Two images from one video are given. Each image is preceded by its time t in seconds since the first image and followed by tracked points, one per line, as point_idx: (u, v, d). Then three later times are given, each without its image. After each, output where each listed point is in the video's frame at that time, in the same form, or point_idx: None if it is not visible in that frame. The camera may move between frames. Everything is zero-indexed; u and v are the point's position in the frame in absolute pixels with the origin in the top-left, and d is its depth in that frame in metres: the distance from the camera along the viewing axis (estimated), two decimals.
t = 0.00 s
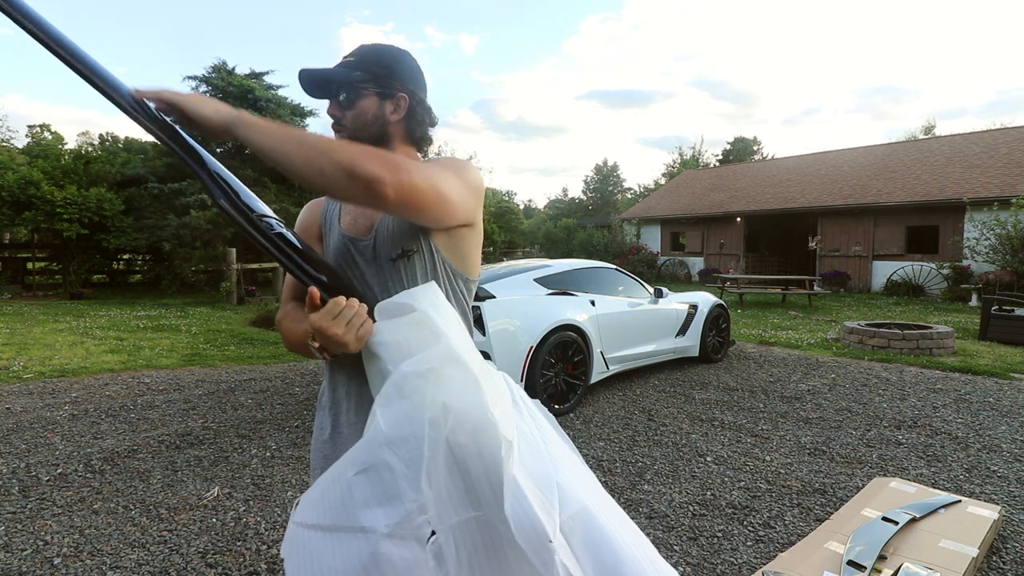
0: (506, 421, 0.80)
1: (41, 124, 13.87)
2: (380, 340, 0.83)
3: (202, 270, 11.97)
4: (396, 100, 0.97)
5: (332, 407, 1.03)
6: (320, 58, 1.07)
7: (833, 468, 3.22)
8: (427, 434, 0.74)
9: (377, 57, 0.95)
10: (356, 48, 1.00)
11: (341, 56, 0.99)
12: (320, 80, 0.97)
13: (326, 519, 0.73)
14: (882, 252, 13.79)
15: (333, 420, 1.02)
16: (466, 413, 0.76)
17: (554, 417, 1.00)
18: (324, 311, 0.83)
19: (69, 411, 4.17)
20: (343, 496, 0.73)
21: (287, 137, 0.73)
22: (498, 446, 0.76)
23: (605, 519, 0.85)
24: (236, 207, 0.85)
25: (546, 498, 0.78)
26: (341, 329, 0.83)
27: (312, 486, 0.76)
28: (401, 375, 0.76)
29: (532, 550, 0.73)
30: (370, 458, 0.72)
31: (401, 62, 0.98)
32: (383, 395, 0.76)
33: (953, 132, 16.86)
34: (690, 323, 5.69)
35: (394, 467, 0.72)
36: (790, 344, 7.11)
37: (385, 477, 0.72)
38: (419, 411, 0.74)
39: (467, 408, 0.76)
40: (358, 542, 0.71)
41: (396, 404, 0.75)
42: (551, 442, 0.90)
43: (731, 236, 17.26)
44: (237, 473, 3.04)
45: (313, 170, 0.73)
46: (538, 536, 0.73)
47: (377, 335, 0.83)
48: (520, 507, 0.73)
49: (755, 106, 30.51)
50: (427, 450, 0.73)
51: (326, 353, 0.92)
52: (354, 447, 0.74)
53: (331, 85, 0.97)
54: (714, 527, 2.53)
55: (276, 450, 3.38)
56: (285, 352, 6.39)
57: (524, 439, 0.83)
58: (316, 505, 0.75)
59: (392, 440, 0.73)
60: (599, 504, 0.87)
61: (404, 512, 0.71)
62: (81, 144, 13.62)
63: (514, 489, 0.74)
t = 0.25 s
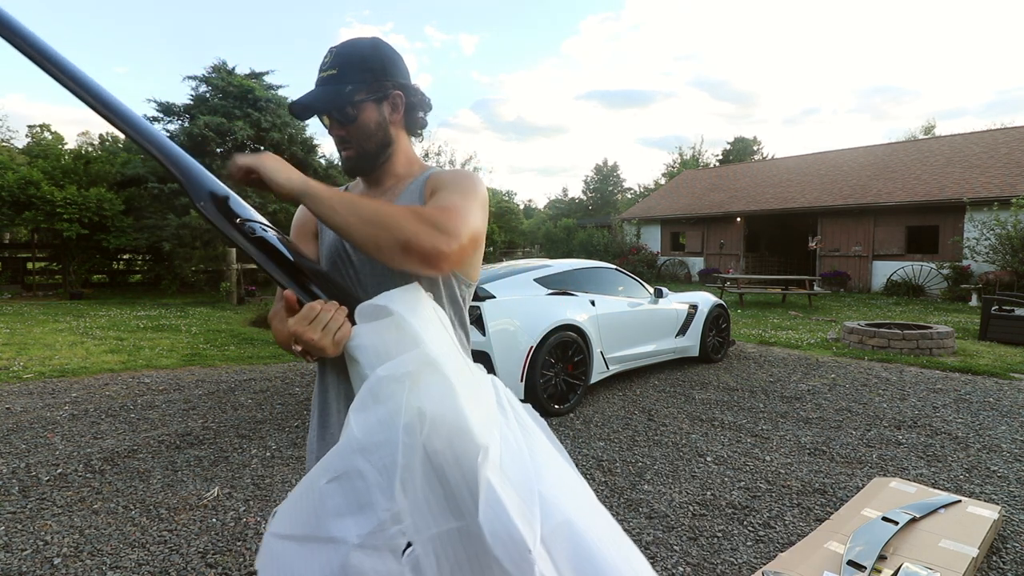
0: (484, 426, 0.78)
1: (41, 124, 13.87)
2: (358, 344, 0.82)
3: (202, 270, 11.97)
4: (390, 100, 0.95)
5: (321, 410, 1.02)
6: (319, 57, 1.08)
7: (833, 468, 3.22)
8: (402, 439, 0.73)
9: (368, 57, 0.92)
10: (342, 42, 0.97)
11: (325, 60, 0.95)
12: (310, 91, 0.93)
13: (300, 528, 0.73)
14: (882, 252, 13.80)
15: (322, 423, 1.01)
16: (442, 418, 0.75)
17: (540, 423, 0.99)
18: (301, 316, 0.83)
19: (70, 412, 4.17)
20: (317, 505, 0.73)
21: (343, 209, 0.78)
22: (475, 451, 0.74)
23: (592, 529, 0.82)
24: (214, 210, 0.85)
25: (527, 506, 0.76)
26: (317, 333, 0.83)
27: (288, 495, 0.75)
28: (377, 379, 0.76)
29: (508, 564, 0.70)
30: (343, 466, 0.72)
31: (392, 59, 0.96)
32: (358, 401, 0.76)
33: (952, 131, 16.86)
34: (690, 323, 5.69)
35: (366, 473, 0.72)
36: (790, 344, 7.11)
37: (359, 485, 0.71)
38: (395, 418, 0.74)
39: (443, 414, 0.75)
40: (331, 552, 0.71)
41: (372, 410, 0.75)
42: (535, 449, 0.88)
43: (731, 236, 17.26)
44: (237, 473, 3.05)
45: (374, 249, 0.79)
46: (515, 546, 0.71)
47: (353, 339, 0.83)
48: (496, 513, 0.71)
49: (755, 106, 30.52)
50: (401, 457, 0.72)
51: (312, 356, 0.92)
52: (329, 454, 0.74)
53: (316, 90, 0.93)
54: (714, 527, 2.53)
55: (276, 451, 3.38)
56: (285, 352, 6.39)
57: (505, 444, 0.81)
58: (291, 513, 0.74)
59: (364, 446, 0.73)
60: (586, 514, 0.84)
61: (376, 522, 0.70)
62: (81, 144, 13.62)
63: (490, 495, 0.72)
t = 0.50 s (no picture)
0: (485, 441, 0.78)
1: (41, 124, 13.88)
2: (357, 351, 0.82)
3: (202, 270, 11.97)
4: (394, 99, 0.94)
5: (316, 409, 1.02)
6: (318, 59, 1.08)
7: (833, 468, 3.22)
8: (397, 453, 0.73)
9: (369, 58, 0.91)
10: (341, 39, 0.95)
11: (329, 58, 0.93)
12: (314, 96, 0.92)
13: (290, 537, 0.74)
14: (882, 252, 13.79)
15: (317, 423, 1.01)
16: (440, 434, 0.75)
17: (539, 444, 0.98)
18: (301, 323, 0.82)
19: (70, 412, 4.17)
20: (308, 515, 0.73)
21: (368, 243, 0.81)
22: (473, 470, 0.74)
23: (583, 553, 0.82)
24: (218, 207, 0.82)
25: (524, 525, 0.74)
26: (315, 340, 0.81)
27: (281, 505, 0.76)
28: (376, 393, 0.76)
29: None
30: (337, 477, 0.73)
31: (390, 59, 0.94)
32: (355, 413, 0.77)
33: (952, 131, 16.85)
34: (690, 323, 5.69)
35: (359, 485, 0.72)
36: (790, 344, 7.11)
37: (352, 499, 0.72)
38: (393, 433, 0.74)
39: (441, 428, 0.75)
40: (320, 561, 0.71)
41: (368, 421, 0.75)
42: (533, 469, 0.88)
43: (731, 236, 17.26)
44: (237, 473, 3.05)
45: (393, 276, 0.83)
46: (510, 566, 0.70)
47: (352, 347, 0.83)
48: (498, 535, 0.71)
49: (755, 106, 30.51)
50: (395, 471, 0.72)
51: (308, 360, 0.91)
52: (323, 466, 0.74)
53: (316, 92, 0.92)
54: (714, 527, 2.53)
55: (276, 451, 3.38)
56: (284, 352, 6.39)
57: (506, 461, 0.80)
58: (282, 521, 0.75)
59: (358, 458, 0.73)
60: (578, 536, 0.84)
61: (364, 536, 0.71)
62: (81, 143, 13.62)
63: (491, 511, 0.72)
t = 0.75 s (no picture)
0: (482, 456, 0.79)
1: (41, 125, 13.88)
2: (356, 364, 0.82)
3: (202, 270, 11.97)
4: (401, 105, 0.94)
5: (314, 410, 1.02)
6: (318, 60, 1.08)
7: (833, 468, 3.22)
8: (393, 470, 0.74)
9: (376, 63, 0.90)
10: (344, 38, 0.93)
11: (338, 58, 0.91)
12: (322, 100, 0.91)
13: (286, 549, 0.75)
14: (882, 252, 13.79)
15: (315, 425, 1.01)
16: (438, 449, 0.76)
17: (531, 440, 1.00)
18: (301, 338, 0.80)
19: (69, 412, 4.17)
20: (303, 528, 0.75)
21: (396, 259, 0.80)
22: (468, 486, 0.77)
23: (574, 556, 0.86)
24: (214, 214, 0.83)
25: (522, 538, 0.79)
26: (315, 353, 0.80)
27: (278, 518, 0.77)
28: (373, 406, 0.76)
29: None
30: (332, 491, 0.74)
31: (397, 62, 0.93)
32: (353, 424, 0.77)
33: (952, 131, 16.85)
34: (690, 323, 5.69)
35: (354, 503, 0.73)
36: (790, 344, 7.11)
37: (348, 515, 0.73)
38: (389, 448, 0.74)
39: (438, 443, 0.76)
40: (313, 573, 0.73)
41: (365, 435, 0.76)
42: (528, 472, 0.90)
43: (731, 236, 17.26)
44: (237, 473, 3.04)
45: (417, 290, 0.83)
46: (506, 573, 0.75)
47: (351, 359, 0.82)
48: (494, 547, 0.75)
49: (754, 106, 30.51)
50: (390, 488, 0.74)
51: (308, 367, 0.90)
52: (317, 480, 0.75)
53: (323, 95, 0.90)
54: (714, 527, 2.53)
55: (276, 451, 3.38)
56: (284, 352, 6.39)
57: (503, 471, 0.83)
58: (279, 532, 0.77)
59: (354, 473, 0.74)
60: (571, 540, 0.88)
61: (357, 552, 0.73)
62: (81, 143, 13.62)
63: (491, 527, 0.76)
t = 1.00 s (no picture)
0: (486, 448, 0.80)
1: (41, 125, 13.88)
2: (357, 364, 0.82)
3: (202, 270, 11.97)
4: (406, 113, 0.93)
5: (314, 412, 1.01)
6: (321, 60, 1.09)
7: (833, 468, 3.22)
8: (399, 468, 0.74)
9: (385, 70, 0.88)
10: (349, 41, 0.90)
11: (345, 65, 0.89)
12: (325, 110, 0.89)
13: (296, 554, 0.73)
14: (882, 252, 13.79)
15: (316, 427, 1.01)
16: (444, 446, 0.77)
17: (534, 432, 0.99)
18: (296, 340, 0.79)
19: (70, 411, 4.17)
20: (312, 530, 0.73)
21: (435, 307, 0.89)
22: (474, 480, 0.77)
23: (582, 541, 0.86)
24: (207, 221, 0.84)
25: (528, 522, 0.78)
26: (314, 355, 0.79)
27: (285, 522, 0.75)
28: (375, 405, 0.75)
29: None
30: (338, 492, 0.72)
31: (405, 69, 0.91)
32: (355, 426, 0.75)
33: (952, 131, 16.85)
34: (690, 323, 5.69)
35: (362, 503, 0.72)
36: (790, 344, 7.11)
37: (356, 514, 0.72)
38: (394, 446, 0.74)
39: (443, 439, 0.77)
40: None
41: (368, 435, 0.74)
42: (533, 463, 0.90)
43: (731, 236, 17.27)
44: (237, 473, 3.05)
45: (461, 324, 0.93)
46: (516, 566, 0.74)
47: (353, 360, 0.82)
48: (503, 537, 0.75)
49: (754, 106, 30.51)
50: (397, 486, 0.74)
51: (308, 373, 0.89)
52: (322, 482, 0.74)
53: (328, 105, 0.89)
54: (714, 527, 2.53)
55: (276, 450, 3.38)
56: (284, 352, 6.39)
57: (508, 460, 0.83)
58: (287, 536, 0.75)
59: (359, 473, 0.73)
60: (578, 530, 0.87)
61: (367, 551, 0.71)
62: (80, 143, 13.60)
63: (499, 520, 0.75)
